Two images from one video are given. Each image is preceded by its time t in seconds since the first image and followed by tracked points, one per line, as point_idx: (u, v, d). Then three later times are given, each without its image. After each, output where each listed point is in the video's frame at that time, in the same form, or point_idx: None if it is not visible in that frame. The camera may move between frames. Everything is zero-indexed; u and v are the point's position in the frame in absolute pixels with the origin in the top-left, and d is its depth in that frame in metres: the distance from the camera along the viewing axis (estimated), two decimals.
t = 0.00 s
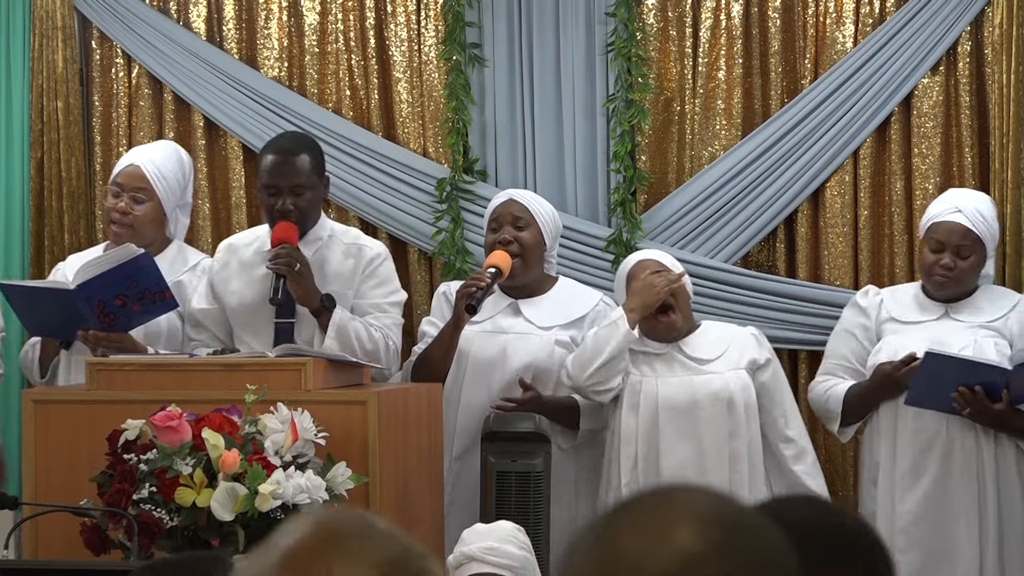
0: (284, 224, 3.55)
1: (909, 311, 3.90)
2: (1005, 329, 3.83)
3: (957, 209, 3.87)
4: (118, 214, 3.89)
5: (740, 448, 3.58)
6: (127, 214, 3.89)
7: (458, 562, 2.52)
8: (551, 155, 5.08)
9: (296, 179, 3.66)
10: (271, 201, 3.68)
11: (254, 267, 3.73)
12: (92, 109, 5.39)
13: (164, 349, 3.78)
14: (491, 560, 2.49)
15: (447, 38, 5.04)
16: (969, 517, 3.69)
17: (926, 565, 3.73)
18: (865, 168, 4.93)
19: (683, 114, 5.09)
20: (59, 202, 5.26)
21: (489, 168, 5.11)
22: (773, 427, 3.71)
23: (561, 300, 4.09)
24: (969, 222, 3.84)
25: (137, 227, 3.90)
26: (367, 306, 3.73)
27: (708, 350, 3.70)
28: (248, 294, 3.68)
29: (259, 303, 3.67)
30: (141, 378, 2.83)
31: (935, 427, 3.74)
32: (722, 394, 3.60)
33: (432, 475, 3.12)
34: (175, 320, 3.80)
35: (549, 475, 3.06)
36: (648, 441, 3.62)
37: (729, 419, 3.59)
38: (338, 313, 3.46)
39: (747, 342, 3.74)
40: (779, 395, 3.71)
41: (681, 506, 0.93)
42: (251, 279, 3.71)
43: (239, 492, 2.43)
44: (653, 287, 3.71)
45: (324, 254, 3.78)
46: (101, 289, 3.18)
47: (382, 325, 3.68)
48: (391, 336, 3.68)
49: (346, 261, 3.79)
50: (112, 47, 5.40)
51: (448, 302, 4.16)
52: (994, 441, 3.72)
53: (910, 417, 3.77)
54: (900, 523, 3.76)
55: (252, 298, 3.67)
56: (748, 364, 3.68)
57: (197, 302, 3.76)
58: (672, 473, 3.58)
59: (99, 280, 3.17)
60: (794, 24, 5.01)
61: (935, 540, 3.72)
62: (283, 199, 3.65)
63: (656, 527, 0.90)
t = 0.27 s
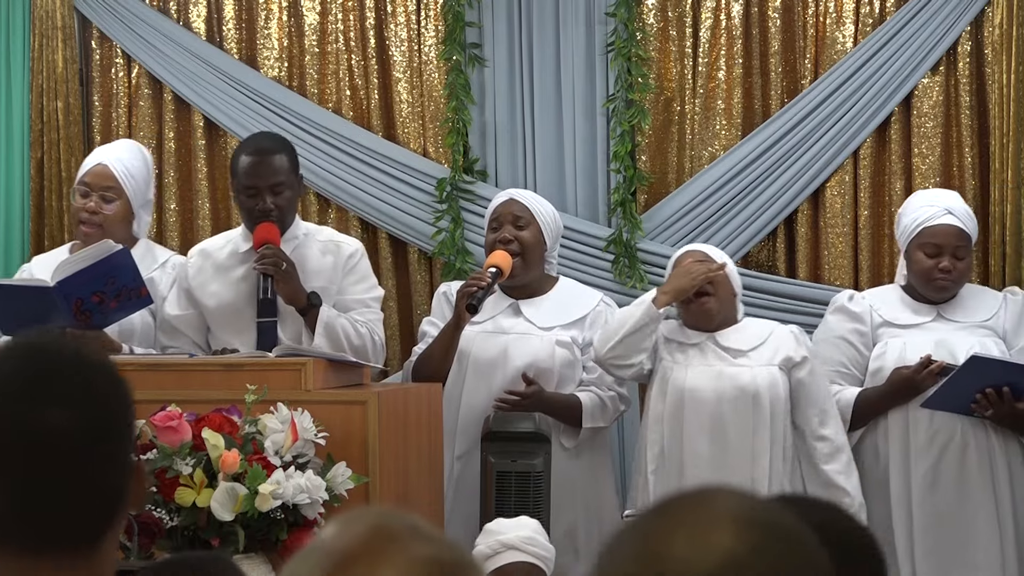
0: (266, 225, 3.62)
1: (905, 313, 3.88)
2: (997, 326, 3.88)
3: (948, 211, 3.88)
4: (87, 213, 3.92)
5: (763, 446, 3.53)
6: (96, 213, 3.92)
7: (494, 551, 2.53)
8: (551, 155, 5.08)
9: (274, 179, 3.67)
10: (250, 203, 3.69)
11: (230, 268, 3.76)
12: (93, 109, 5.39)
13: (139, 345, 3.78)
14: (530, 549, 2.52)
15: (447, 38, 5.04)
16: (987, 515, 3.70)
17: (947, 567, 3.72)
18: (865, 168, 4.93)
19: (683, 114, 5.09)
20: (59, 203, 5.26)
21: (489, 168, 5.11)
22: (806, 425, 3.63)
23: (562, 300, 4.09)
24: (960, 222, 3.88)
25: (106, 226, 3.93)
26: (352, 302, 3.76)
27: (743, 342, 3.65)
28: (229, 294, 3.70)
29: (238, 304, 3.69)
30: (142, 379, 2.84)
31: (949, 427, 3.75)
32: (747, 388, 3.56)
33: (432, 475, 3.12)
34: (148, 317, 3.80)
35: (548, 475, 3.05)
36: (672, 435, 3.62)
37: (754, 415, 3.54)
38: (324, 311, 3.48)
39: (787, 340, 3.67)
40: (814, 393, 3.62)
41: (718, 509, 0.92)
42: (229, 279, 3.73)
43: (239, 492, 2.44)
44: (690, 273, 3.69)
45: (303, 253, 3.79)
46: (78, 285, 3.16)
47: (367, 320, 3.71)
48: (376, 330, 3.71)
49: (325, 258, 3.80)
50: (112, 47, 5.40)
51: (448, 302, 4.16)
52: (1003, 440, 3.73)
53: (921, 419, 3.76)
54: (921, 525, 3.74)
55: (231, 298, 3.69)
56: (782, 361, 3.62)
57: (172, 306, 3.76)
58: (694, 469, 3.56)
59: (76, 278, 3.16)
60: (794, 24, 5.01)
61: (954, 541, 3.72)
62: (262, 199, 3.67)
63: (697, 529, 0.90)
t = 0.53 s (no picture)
0: (259, 228, 3.65)
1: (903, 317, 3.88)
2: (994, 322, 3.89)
3: (938, 213, 3.88)
4: (56, 216, 3.94)
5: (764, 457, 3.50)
6: (66, 215, 3.94)
7: (513, 547, 2.53)
8: (552, 155, 5.08)
9: (262, 180, 3.66)
10: (238, 206, 3.68)
11: (218, 271, 3.75)
12: (93, 110, 5.39)
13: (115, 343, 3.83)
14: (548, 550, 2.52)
15: (447, 38, 5.04)
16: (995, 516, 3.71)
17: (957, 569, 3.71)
18: (865, 168, 4.92)
19: (683, 114, 5.09)
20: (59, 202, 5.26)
21: (489, 168, 5.11)
22: (815, 436, 3.57)
23: (563, 300, 4.09)
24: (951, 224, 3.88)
25: (79, 226, 3.97)
26: (343, 302, 3.78)
27: (760, 355, 3.59)
28: (218, 296, 3.69)
29: (227, 306, 3.68)
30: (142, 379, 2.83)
31: (955, 428, 3.76)
32: (751, 403, 3.53)
33: (433, 476, 3.12)
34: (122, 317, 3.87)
35: (548, 475, 3.05)
36: (685, 443, 3.66)
37: (755, 425, 3.52)
38: (318, 311, 3.51)
39: (805, 349, 3.57)
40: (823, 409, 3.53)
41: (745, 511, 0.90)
42: (218, 281, 3.73)
43: (239, 492, 2.44)
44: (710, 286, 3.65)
45: (294, 253, 3.80)
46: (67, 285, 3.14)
47: (359, 319, 3.73)
48: (368, 329, 3.72)
49: (313, 257, 3.81)
50: (113, 47, 5.40)
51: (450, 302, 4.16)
52: (1008, 441, 3.75)
53: (926, 420, 3.76)
54: (932, 527, 3.73)
55: (220, 301, 3.68)
56: (794, 373, 3.54)
57: (162, 308, 3.78)
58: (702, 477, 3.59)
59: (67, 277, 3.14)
60: (794, 24, 5.01)
61: (964, 543, 3.71)
62: (251, 201, 3.66)
63: (726, 531, 0.88)
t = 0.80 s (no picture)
0: (260, 231, 3.62)
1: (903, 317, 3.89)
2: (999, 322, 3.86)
3: (926, 224, 3.83)
4: (37, 217, 3.95)
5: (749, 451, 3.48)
6: (46, 215, 3.96)
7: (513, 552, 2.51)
8: (552, 155, 5.08)
9: (262, 184, 3.66)
10: (239, 210, 3.68)
11: (220, 274, 3.76)
12: (92, 109, 5.39)
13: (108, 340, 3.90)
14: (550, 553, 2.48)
15: (447, 38, 5.04)
16: (991, 514, 3.70)
17: (953, 568, 3.72)
18: (865, 168, 4.92)
19: (683, 114, 5.09)
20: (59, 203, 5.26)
21: (489, 168, 5.11)
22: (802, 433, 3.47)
23: (565, 300, 4.09)
24: (943, 233, 3.81)
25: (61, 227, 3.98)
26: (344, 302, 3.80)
27: (756, 346, 3.57)
28: (222, 301, 3.71)
29: (231, 311, 3.70)
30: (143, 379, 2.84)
31: (951, 427, 3.75)
32: (737, 395, 3.52)
33: (433, 476, 3.12)
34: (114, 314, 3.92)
35: (548, 475, 3.05)
36: (680, 436, 3.66)
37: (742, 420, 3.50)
38: (322, 313, 3.51)
39: (800, 344, 3.51)
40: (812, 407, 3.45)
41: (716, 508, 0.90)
42: (221, 285, 3.74)
43: (239, 492, 2.44)
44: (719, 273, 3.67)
45: (295, 255, 3.79)
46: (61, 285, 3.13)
47: (363, 319, 3.73)
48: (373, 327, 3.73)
49: (315, 258, 3.81)
50: (112, 47, 5.40)
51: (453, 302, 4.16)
52: (1006, 438, 3.72)
53: (920, 419, 3.76)
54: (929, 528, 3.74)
55: (225, 306, 3.70)
56: (786, 367, 3.50)
57: (164, 309, 3.79)
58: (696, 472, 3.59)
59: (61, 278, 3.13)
60: (794, 24, 5.01)
61: (959, 541, 3.72)
62: (250, 206, 3.66)
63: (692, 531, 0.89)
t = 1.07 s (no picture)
0: (273, 240, 3.55)
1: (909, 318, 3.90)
2: (1007, 324, 3.81)
3: (924, 227, 3.81)
4: (43, 219, 3.96)
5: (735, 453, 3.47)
6: (50, 217, 3.96)
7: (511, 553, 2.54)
8: (552, 155, 5.08)
9: (277, 192, 3.63)
10: (254, 218, 3.65)
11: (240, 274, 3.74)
12: (92, 109, 5.39)
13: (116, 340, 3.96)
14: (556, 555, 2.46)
15: (447, 38, 5.04)
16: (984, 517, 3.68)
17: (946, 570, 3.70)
18: (865, 168, 4.92)
19: (683, 114, 5.09)
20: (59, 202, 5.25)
21: (489, 168, 5.11)
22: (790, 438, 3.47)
23: (567, 300, 4.09)
24: (942, 236, 3.78)
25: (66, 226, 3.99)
26: (359, 310, 3.78)
27: (746, 353, 3.57)
28: (239, 303, 3.71)
29: (247, 313, 3.69)
30: (143, 379, 2.84)
31: (942, 429, 3.73)
32: (723, 399, 3.52)
33: (433, 475, 3.12)
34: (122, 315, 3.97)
35: (548, 475, 3.04)
36: (671, 442, 3.66)
37: (728, 422, 3.50)
38: (332, 322, 3.50)
39: (788, 350, 3.51)
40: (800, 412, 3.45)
41: (626, 505, 0.89)
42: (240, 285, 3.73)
43: (239, 492, 2.43)
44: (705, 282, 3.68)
45: (311, 262, 3.79)
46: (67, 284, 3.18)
47: (375, 327, 3.72)
48: (385, 336, 3.72)
49: (330, 265, 3.81)
50: (112, 47, 5.40)
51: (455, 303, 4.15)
52: (1003, 441, 3.71)
53: (919, 418, 3.76)
54: (920, 529, 3.73)
55: (242, 309, 3.69)
56: (773, 373, 3.49)
57: (182, 309, 3.79)
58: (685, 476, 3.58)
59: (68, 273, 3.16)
60: (794, 24, 5.01)
61: (952, 544, 3.70)
62: (264, 214, 3.63)
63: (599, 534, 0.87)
